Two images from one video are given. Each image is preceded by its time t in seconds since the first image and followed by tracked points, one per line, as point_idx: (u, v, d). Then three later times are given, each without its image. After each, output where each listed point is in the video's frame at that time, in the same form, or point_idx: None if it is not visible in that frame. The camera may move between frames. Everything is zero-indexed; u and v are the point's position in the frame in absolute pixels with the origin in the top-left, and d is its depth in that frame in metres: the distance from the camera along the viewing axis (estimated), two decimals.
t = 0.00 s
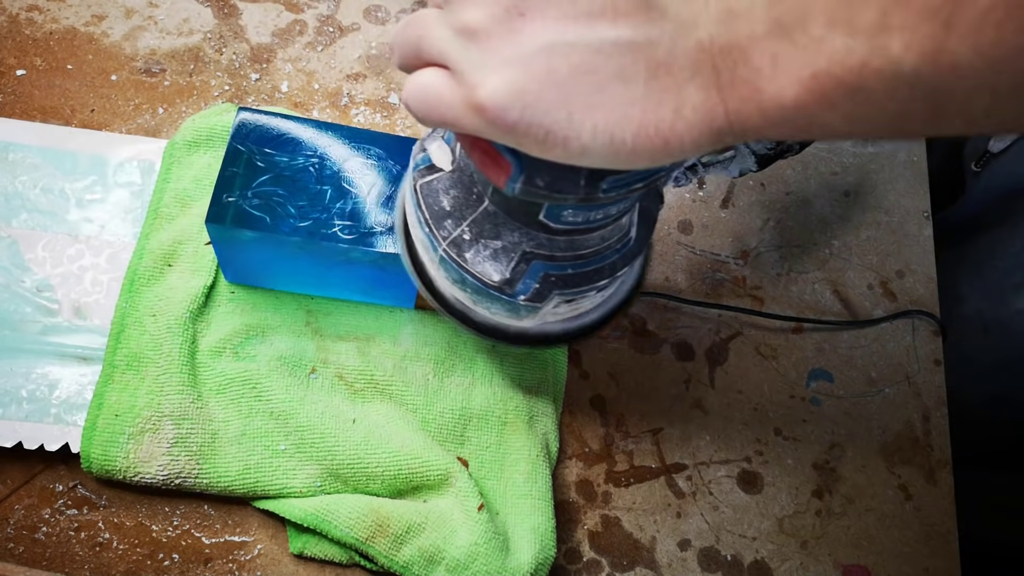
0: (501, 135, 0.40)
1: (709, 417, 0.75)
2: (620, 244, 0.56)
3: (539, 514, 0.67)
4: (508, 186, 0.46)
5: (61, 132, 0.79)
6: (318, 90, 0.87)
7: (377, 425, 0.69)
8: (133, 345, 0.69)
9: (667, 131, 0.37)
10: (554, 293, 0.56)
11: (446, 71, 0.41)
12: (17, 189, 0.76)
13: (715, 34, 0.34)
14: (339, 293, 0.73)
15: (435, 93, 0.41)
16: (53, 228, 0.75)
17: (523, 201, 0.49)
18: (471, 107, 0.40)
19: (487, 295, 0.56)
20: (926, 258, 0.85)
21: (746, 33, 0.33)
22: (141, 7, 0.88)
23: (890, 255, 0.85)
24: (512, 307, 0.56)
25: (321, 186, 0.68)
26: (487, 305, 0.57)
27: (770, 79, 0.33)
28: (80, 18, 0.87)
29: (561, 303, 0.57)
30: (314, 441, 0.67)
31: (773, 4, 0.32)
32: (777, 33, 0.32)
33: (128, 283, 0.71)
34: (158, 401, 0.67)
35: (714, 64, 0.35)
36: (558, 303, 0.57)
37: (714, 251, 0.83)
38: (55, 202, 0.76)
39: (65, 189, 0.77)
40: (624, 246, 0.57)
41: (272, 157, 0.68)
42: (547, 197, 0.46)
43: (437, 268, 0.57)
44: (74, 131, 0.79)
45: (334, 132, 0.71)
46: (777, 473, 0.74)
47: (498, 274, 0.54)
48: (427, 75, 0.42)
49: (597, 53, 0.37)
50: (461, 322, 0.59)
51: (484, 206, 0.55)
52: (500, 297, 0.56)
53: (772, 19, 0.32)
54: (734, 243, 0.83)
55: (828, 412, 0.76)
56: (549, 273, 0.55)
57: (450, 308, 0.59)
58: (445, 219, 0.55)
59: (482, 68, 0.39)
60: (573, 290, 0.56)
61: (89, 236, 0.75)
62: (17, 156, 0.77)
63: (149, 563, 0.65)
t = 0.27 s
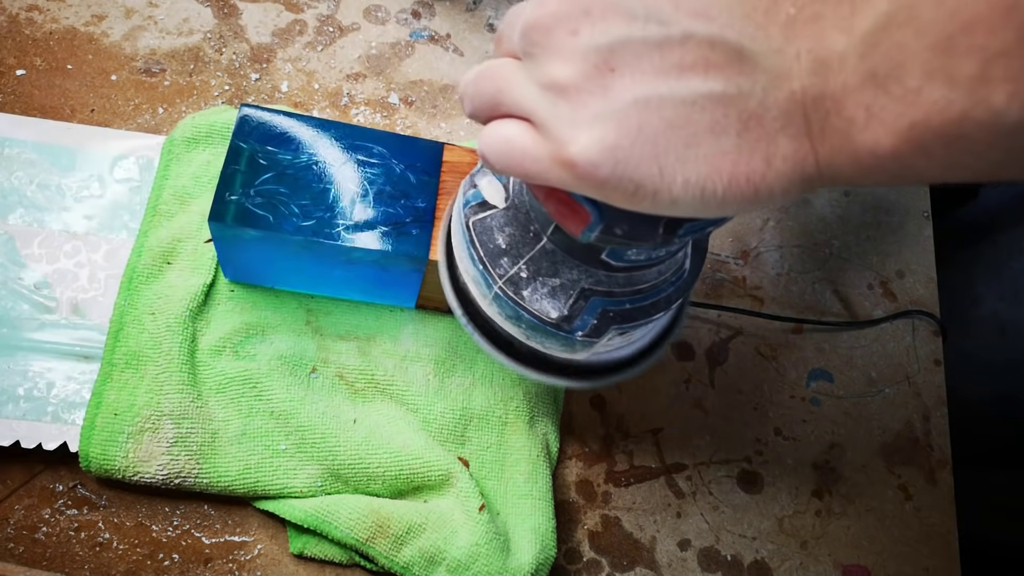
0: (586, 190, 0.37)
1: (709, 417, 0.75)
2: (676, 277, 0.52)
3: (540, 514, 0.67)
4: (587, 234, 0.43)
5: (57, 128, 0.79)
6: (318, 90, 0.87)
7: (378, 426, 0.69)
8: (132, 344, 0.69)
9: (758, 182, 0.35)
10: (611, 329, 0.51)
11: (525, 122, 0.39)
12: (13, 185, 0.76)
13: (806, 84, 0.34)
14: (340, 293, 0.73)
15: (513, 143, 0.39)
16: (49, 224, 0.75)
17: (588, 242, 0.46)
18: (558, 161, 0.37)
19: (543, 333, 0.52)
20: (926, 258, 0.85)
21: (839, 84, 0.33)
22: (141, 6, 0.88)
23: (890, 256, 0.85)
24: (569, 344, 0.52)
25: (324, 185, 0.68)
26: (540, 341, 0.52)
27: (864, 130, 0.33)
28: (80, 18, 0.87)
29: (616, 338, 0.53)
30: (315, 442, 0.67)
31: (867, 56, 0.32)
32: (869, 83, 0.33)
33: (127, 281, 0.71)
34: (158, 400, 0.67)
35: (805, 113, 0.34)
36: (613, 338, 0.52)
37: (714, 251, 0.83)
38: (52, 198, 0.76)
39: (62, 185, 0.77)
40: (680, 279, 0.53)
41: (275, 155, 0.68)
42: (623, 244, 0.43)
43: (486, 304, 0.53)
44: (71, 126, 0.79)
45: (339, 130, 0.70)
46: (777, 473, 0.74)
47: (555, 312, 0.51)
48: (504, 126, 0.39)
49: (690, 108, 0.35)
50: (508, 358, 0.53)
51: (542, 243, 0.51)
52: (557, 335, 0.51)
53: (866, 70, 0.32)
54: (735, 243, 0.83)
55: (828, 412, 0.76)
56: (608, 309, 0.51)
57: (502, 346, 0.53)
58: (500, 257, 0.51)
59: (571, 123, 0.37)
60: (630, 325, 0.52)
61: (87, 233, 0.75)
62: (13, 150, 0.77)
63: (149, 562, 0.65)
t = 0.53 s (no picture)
0: (599, 204, 0.41)
1: (708, 416, 0.75)
2: (673, 287, 0.57)
3: (540, 514, 0.67)
4: (593, 247, 0.46)
5: (56, 128, 0.79)
6: (318, 90, 0.87)
7: (378, 426, 0.69)
8: (132, 344, 0.69)
9: (767, 199, 0.39)
10: (610, 336, 0.57)
11: (536, 136, 0.42)
12: (13, 186, 0.76)
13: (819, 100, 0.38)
14: (341, 292, 0.73)
15: (524, 156, 0.42)
16: (49, 224, 0.75)
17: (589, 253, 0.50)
18: (572, 176, 0.40)
19: (542, 338, 0.57)
20: (925, 257, 0.85)
21: (850, 105, 0.38)
22: (140, 6, 0.88)
23: (890, 255, 0.85)
24: (566, 349, 0.58)
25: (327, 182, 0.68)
26: (538, 347, 0.59)
27: (876, 149, 0.38)
28: (79, 17, 0.87)
29: (612, 342, 0.58)
30: (315, 442, 0.67)
31: (880, 76, 0.37)
32: (881, 102, 0.37)
33: (127, 281, 0.71)
34: (158, 400, 0.67)
35: (819, 131, 0.38)
36: (609, 342, 0.58)
37: (714, 251, 0.83)
38: (51, 199, 0.76)
39: (61, 185, 0.76)
40: (677, 287, 0.58)
41: (278, 152, 0.68)
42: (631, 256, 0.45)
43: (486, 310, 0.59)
44: (70, 126, 0.79)
45: (341, 128, 0.71)
46: (777, 472, 0.74)
47: (554, 319, 0.56)
48: (517, 141, 0.43)
49: (707, 124, 0.39)
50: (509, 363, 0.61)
51: (541, 252, 0.56)
52: (555, 340, 0.57)
53: (879, 90, 0.37)
54: (734, 242, 0.83)
55: (828, 411, 0.76)
56: (606, 317, 0.56)
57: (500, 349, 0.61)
58: (501, 264, 0.56)
59: (584, 139, 0.40)
60: (628, 331, 0.57)
61: (87, 233, 0.75)
62: (13, 151, 0.77)
63: (149, 563, 0.65)
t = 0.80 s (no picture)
0: (575, 221, 0.39)
1: (708, 416, 0.75)
2: (659, 297, 0.57)
3: (540, 514, 0.67)
4: (572, 262, 0.46)
5: (56, 128, 0.79)
6: (317, 90, 0.87)
7: (378, 426, 0.69)
8: (132, 343, 0.69)
9: (746, 214, 0.37)
10: (596, 349, 0.56)
11: (511, 150, 0.41)
12: (13, 186, 0.76)
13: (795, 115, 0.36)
14: (341, 293, 0.73)
15: (500, 171, 0.41)
16: (49, 224, 0.75)
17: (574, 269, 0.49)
18: (547, 192, 0.39)
19: (528, 353, 0.56)
20: (925, 257, 0.85)
21: (828, 121, 0.36)
22: (140, 6, 0.88)
23: (890, 254, 0.85)
24: (553, 363, 0.57)
25: (325, 184, 0.68)
26: (524, 361, 0.57)
27: (855, 166, 0.35)
28: (79, 17, 0.87)
29: (599, 356, 0.57)
30: (315, 441, 0.67)
31: (859, 91, 0.35)
32: (859, 119, 0.35)
33: (127, 281, 0.71)
34: (158, 400, 0.67)
35: (795, 146, 0.36)
36: (597, 356, 0.57)
37: (714, 251, 0.83)
38: (51, 199, 0.76)
39: (61, 185, 0.76)
40: (663, 298, 0.57)
41: (276, 154, 0.68)
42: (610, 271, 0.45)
43: (471, 325, 0.58)
44: (70, 126, 0.79)
45: (340, 129, 0.70)
46: (777, 472, 0.74)
47: (540, 333, 0.55)
48: (495, 156, 0.42)
49: (682, 138, 0.37)
50: (495, 378, 0.60)
51: (525, 265, 0.55)
52: (541, 355, 0.56)
53: (857, 105, 0.35)
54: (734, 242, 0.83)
55: (828, 411, 0.76)
56: (592, 330, 0.55)
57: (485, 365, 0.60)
58: (485, 278, 0.56)
59: (558, 154, 0.39)
60: (615, 344, 0.56)
61: (87, 233, 0.75)
62: (12, 151, 0.77)
63: (149, 563, 0.65)
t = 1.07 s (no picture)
0: (509, 191, 0.41)
1: (709, 416, 0.75)
2: (621, 281, 0.56)
3: (540, 514, 0.67)
4: (515, 238, 0.46)
5: (57, 130, 0.79)
6: (317, 89, 0.87)
7: (377, 426, 0.69)
8: (132, 344, 0.69)
9: (683, 190, 0.39)
10: (554, 331, 0.56)
11: (450, 123, 0.43)
12: (13, 187, 0.76)
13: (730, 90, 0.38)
14: (338, 294, 0.73)
15: (437, 143, 0.42)
16: (49, 226, 0.75)
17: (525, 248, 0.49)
18: (480, 163, 0.41)
19: (486, 334, 0.56)
20: (926, 257, 0.85)
21: (762, 96, 0.37)
22: (140, 6, 0.88)
23: (890, 254, 0.85)
24: (512, 345, 0.57)
25: (322, 187, 0.68)
26: (484, 343, 0.58)
27: (789, 141, 0.37)
28: (78, 17, 0.87)
29: (560, 340, 0.57)
30: (314, 442, 0.67)
31: (794, 67, 0.36)
32: (794, 94, 0.36)
33: (126, 282, 0.71)
34: (158, 401, 0.67)
35: (731, 122, 0.38)
36: (557, 340, 0.57)
37: (714, 250, 0.82)
38: (52, 200, 0.76)
39: (62, 187, 0.76)
40: (625, 281, 0.57)
41: (273, 158, 0.68)
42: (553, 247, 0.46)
43: (432, 307, 0.58)
44: (71, 128, 0.79)
45: (338, 132, 0.71)
46: (777, 472, 0.74)
47: (497, 314, 0.55)
48: (434, 128, 0.43)
49: (616, 112, 0.39)
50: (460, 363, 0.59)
51: (482, 245, 0.55)
52: (499, 336, 0.56)
53: (791, 81, 0.36)
54: (734, 242, 0.83)
55: (828, 411, 0.76)
56: (550, 312, 0.55)
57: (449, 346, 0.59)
58: (444, 258, 0.55)
59: (491, 125, 0.41)
60: (573, 327, 0.56)
61: (87, 234, 0.75)
62: (13, 153, 0.77)
63: (149, 563, 0.65)
